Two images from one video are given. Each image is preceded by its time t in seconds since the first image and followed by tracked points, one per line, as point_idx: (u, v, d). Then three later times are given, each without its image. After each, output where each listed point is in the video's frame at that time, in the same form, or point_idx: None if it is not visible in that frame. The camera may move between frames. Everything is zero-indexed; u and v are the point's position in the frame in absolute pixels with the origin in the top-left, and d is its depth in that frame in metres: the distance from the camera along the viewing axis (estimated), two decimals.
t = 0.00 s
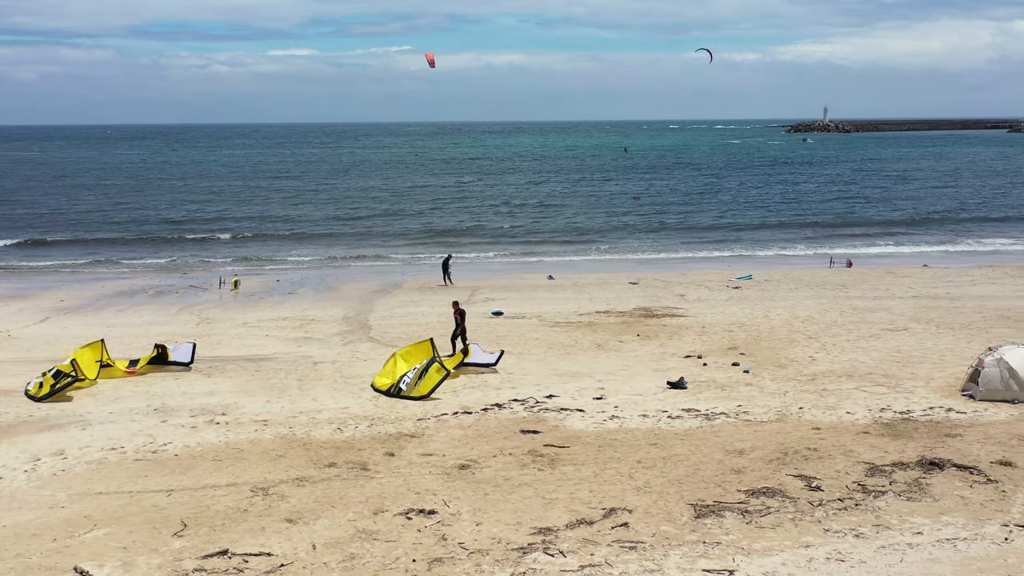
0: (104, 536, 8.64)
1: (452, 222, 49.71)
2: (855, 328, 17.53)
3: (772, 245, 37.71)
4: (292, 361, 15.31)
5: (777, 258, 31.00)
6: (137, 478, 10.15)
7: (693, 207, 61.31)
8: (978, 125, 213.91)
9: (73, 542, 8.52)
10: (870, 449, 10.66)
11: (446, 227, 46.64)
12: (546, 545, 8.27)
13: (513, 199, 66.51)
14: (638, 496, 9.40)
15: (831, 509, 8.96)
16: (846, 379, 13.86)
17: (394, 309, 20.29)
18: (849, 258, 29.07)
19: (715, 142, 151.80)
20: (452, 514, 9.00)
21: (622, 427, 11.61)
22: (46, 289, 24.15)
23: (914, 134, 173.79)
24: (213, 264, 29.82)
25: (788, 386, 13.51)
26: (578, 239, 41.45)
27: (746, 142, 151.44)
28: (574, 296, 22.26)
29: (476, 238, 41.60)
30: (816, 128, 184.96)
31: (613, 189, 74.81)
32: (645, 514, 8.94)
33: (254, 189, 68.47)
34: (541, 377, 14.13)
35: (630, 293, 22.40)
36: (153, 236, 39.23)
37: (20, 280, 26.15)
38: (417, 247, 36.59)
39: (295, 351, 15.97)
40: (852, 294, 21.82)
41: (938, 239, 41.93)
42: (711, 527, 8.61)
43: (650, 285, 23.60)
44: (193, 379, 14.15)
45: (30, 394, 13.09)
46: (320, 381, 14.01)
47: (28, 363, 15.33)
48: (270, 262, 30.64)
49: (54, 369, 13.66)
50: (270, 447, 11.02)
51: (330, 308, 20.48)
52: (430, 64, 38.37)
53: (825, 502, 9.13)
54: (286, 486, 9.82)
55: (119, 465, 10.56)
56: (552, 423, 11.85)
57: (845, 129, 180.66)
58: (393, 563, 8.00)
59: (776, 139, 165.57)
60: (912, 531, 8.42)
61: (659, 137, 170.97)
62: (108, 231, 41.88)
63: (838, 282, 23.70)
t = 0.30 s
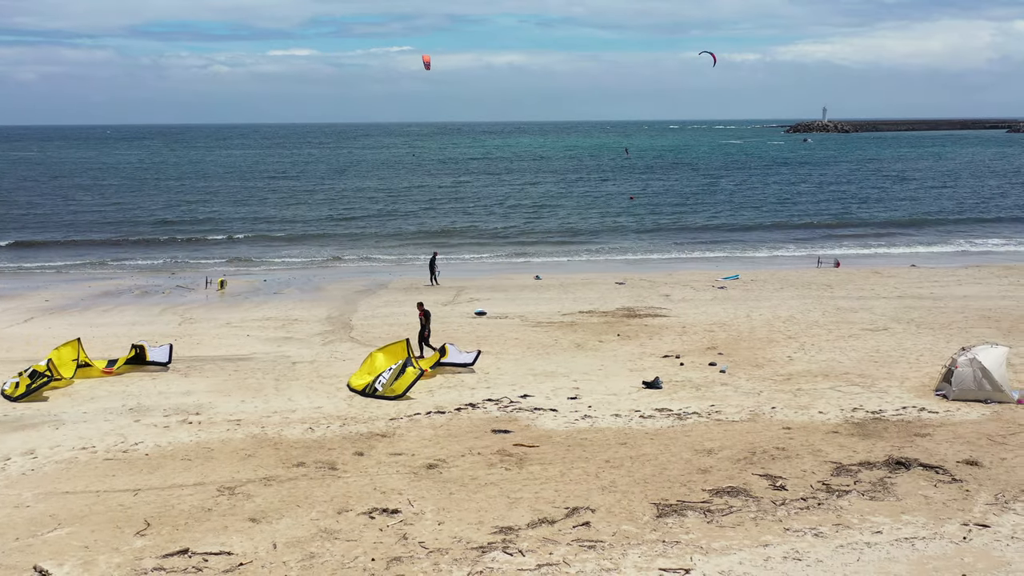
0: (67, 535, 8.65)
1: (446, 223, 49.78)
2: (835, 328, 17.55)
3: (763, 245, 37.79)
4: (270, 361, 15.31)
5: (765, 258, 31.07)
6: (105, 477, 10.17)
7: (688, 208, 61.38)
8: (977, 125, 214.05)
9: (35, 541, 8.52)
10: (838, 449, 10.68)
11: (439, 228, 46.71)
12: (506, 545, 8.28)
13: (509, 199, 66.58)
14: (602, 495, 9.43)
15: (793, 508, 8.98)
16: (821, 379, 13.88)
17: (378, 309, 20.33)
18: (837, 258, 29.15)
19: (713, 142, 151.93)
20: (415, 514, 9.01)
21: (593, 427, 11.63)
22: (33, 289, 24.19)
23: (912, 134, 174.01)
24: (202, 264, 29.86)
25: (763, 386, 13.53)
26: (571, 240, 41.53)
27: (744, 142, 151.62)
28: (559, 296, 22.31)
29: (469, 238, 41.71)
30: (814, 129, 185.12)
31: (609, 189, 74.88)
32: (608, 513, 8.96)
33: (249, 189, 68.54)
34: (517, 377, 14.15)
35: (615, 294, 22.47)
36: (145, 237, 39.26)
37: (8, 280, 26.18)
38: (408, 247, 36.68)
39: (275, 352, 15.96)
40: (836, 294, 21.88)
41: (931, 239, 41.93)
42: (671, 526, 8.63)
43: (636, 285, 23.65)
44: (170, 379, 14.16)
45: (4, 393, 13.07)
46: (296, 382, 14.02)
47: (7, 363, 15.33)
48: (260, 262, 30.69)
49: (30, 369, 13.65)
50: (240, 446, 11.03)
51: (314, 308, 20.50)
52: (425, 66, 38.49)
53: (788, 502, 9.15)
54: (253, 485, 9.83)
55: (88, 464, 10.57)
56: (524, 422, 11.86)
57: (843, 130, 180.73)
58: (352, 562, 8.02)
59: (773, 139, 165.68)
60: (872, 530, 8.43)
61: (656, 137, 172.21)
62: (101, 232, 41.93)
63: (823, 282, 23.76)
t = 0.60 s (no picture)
0: (30, 535, 8.67)
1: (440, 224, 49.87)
2: (815, 328, 17.59)
3: (753, 245, 37.91)
4: (248, 360, 15.33)
5: (754, 258, 31.15)
6: (73, 476, 10.18)
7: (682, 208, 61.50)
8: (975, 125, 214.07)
9: None
10: (806, 448, 10.70)
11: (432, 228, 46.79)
12: (465, 544, 8.30)
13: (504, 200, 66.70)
14: (566, 494, 9.45)
15: (755, 507, 9.00)
16: (797, 378, 13.89)
17: (362, 309, 20.37)
18: (824, 257, 29.21)
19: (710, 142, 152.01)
20: (378, 513, 9.02)
21: (564, 427, 11.65)
22: (20, 289, 24.23)
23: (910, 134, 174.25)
24: (192, 264, 29.93)
25: (738, 386, 13.56)
26: (563, 240, 41.63)
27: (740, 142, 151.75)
28: (544, 296, 22.37)
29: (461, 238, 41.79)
30: (812, 129, 185.25)
31: (605, 190, 74.97)
32: (570, 512, 8.98)
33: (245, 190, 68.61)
34: (494, 377, 14.17)
35: (600, 294, 22.55)
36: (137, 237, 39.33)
37: None
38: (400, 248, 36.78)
39: (254, 351, 15.97)
40: (821, 293, 21.94)
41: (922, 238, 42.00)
42: (632, 525, 8.65)
43: (621, 285, 23.71)
44: (147, 378, 14.16)
45: None
46: (273, 381, 14.04)
47: None
48: (250, 262, 30.75)
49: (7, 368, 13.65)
50: (211, 446, 11.04)
51: (299, 308, 20.54)
52: (420, 67, 38.54)
53: (750, 501, 9.16)
54: (220, 484, 9.84)
55: (57, 464, 10.58)
56: (495, 421, 11.88)
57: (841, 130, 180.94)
58: (311, 560, 8.04)
59: (771, 138, 165.77)
60: (831, 529, 8.45)
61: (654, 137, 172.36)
62: (93, 232, 42.00)
63: (808, 282, 23.81)
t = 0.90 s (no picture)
0: None
1: (434, 225, 49.98)
2: (795, 327, 17.64)
3: (745, 245, 37.96)
4: (228, 360, 15.33)
5: (743, 258, 31.26)
6: (41, 476, 10.19)
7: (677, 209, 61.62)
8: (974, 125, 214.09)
9: None
10: (775, 448, 10.71)
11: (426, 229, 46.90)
12: (426, 543, 8.31)
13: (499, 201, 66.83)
14: (531, 494, 9.46)
15: (718, 507, 9.00)
16: (773, 378, 13.91)
17: (346, 309, 20.42)
18: (812, 258, 29.30)
19: (708, 142, 152.12)
20: (342, 513, 9.03)
21: (536, 427, 11.67)
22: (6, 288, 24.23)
23: (908, 134, 174.46)
24: (182, 265, 29.95)
25: (713, 386, 13.61)
26: (555, 241, 41.75)
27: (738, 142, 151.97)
28: (529, 296, 22.48)
29: (454, 239, 41.90)
30: (810, 129, 185.36)
31: (601, 190, 75.07)
32: (533, 512, 8.99)
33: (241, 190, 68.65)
34: (470, 377, 14.22)
35: (585, 294, 22.64)
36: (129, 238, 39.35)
37: None
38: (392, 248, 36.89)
39: (234, 351, 15.97)
40: (805, 293, 22.02)
41: (915, 237, 42.08)
42: (594, 525, 8.67)
43: (607, 285, 23.79)
44: (124, 379, 14.16)
45: None
46: (250, 381, 14.06)
47: None
48: (240, 262, 30.79)
49: None
50: (182, 445, 11.05)
51: (283, 308, 20.57)
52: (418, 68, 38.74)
53: (714, 501, 9.17)
54: (187, 484, 9.86)
55: (27, 463, 10.59)
56: (468, 421, 11.90)
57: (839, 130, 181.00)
58: (270, 560, 8.05)
59: (769, 139, 165.96)
60: (792, 528, 8.46)
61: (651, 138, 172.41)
62: (87, 232, 42.05)
63: (794, 282, 23.87)
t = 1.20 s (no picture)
0: None
1: (429, 225, 50.05)
2: (776, 327, 17.67)
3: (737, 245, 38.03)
4: (207, 360, 15.31)
5: (733, 258, 31.30)
6: (10, 475, 10.18)
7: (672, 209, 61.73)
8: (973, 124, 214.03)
9: None
10: (744, 448, 10.73)
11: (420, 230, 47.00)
12: (387, 542, 8.30)
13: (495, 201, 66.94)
14: (497, 493, 9.46)
15: (682, 506, 9.02)
16: (749, 379, 13.93)
17: (331, 309, 20.47)
18: (801, 258, 29.35)
19: (706, 142, 152.18)
20: (306, 512, 9.02)
21: (508, 427, 11.68)
22: None
23: (907, 134, 174.49)
24: (173, 264, 29.97)
25: (689, 386, 13.65)
26: (548, 241, 41.89)
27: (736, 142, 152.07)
28: (515, 296, 22.54)
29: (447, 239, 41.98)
30: (810, 129, 185.37)
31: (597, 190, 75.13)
32: (497, 511, 9.00)
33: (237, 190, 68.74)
34: (448, 377, 14.24)
35: (571, 294, 22.70)
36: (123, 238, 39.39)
37: None
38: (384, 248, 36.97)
39: (214, 351, 15.94)
40: (791, 292, 22.06)
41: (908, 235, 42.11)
42: (556, 524, 8.67)
43: (594, 286, 23.86)
44: (102, 378, 14.08)
45: None
46: (227, 380, 14.03)
47: None
48: (232, 262, 30.87)
49: None
50: (153, 445, 11.04)
51: (269, 307, 20.60)
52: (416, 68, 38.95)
53: (678, 501, 9.18)
54: (155, 483, 9.84)
55: None
56: (440, 421, 11.91)
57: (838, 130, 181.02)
58: (230, 558, 8.03)
59: (768, 138, 165.95)
60: (753, 528, 8.48)
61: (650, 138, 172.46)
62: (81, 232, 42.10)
63: (780, 282, 23.89)
